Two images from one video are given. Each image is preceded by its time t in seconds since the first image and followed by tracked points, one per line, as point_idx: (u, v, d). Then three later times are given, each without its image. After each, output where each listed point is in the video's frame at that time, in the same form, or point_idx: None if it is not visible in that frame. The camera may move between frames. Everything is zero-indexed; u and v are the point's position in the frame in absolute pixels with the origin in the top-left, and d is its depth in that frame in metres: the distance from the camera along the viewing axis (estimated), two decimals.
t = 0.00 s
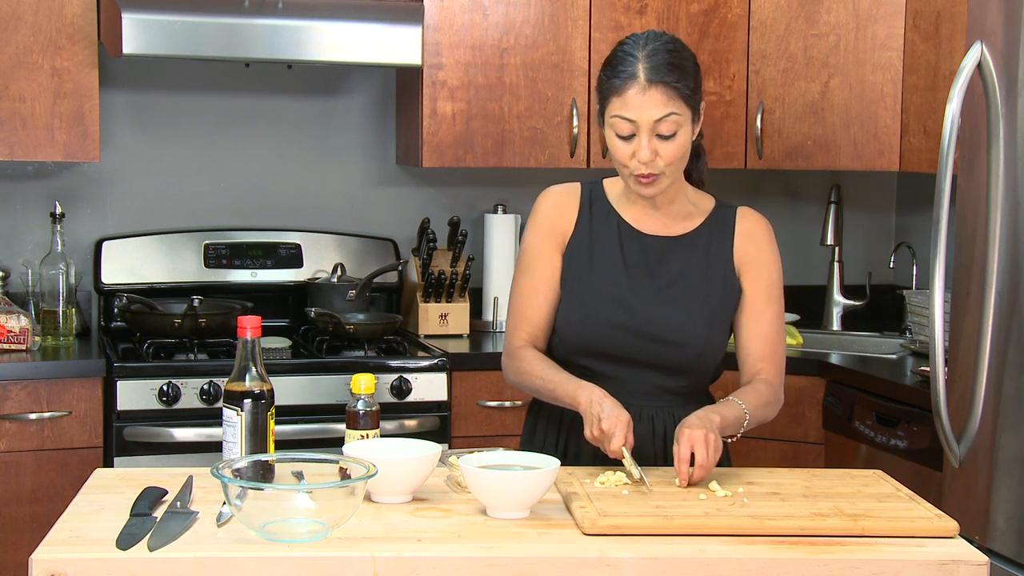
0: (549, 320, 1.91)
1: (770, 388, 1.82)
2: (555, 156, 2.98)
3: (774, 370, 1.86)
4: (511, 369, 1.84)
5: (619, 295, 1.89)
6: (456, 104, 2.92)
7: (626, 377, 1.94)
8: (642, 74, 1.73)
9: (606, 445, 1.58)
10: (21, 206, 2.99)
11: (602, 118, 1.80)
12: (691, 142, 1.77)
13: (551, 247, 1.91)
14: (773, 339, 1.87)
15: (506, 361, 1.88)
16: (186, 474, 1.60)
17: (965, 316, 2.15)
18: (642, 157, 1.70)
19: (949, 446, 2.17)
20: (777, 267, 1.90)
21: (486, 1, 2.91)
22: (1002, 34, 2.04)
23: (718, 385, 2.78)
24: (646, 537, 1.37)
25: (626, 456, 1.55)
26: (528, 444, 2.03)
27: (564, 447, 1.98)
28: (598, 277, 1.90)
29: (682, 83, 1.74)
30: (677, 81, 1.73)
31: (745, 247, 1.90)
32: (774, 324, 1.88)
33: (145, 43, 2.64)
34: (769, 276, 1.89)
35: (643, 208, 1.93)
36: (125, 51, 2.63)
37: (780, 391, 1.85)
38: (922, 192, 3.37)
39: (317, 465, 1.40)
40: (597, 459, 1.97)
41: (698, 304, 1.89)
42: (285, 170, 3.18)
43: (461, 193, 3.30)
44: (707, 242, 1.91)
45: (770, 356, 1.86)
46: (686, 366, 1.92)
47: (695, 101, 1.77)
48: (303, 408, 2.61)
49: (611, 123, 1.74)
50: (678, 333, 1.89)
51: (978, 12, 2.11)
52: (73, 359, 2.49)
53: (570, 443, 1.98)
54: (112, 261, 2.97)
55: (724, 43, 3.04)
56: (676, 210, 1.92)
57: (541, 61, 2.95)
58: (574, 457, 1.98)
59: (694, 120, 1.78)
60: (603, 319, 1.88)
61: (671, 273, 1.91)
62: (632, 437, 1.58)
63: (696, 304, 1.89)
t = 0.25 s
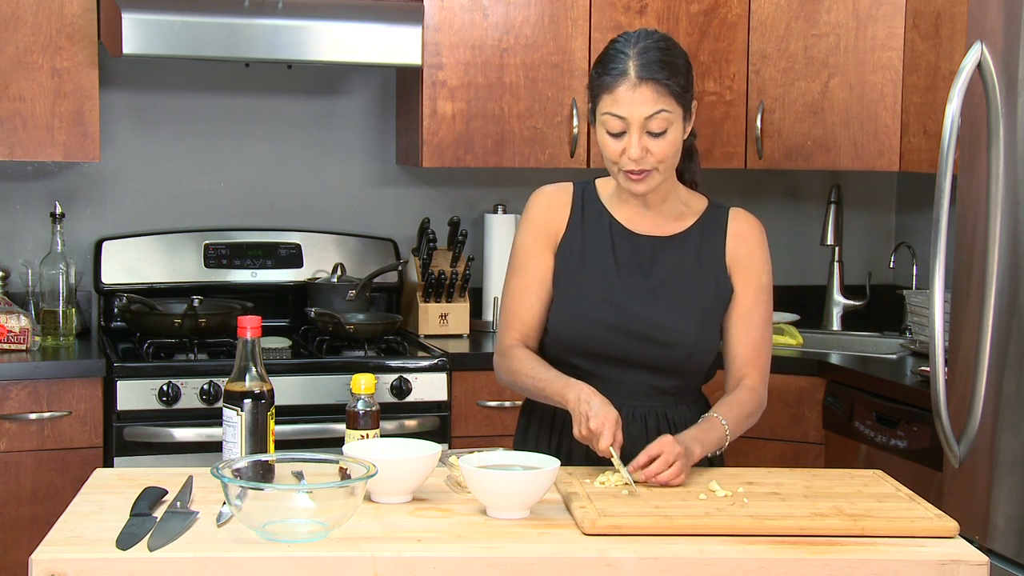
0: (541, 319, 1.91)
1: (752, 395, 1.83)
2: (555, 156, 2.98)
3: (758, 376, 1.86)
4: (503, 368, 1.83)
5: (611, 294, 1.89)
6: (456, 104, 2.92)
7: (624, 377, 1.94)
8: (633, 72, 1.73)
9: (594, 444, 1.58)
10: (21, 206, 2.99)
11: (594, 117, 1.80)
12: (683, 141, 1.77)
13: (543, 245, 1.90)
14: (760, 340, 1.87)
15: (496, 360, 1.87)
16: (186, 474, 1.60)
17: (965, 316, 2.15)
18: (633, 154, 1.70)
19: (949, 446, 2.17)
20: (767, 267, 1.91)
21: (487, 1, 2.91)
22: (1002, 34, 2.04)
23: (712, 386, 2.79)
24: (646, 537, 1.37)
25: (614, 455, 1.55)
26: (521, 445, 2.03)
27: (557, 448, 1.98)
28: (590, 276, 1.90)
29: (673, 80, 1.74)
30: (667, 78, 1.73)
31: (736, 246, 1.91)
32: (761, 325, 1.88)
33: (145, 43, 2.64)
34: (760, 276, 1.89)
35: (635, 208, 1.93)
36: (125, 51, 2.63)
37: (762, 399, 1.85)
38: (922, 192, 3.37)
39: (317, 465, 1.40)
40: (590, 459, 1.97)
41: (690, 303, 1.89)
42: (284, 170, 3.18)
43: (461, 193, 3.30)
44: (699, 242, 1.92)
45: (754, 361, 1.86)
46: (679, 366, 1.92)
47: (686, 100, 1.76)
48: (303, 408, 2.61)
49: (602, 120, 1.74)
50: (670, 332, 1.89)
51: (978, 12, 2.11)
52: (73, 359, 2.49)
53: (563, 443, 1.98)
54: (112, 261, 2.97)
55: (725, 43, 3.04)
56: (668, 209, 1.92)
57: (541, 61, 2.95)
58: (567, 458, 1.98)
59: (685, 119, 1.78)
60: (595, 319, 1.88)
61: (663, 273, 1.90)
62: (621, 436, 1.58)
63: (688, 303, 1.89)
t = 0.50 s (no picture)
0: (540, 319, 1.91)
1: (751, 395, 1.83)
2: (555, 156, 2.98)
3: (757, 375, 1.86)
4: (501, 368, 1.83)
5: (611, 294, 1.89)
6: (456, 104, 2.92)
7: (624, 377, 1.94)
8: (632, 72, 1.73)
9: (594, 443, 1.58)
10: (21, 206, 2.99)
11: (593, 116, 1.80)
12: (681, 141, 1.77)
13: (541, 245, 1.90)
14: (758, 341, 1.88)
15: (494, 360, 1.87)
16: (186, 474, 1.60)
17: (965, 317, 2.15)
18: (631, 153, 1.70)
19: (949, 446, 2.17)
20: (766, 268, 1.91)
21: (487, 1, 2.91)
22: (1002, 34, 2.04)
23: (709, 386, 2.79)
24: (646, 537, 1.37)
25: (613, 455, 1.55)
26: (519, 445, 2.03)
27: (555, 448, 1.98)
28: (589, 277, 1.90)
29: (672, 80, 1.74)
30: (666, 78, 1.73)
31: (735, 247, 1.91)
32: (759, 326, 1.89)
33: (145, 43, 2.64)
34: (758, 278, 1.90)
35: (634, 208, 1.93)
36: (125, 51, 2.63)
37: (762, 399, 1.85)
38: (922, 192, 3.37)
39: (317, 465, 1.40)
40: (587, 459, 1.96)
41: (689, 303, 1.89)
42: (284, 170, 3.18)
43: (461, 193, 3.30)
44: (698, 242, 1.92)
45: (753, 362, 1.87)
46: (678, 366, 1.92)
47: (685, 101, 1.76)
48: (303, 408, 2.61)
49: (601, 120, 1.74)
50: (669, 333, 1.89)
51: (978, 12, 2.11)
52: (73, 359, 2.49)
53: (560, 443, 1.98)
54: (112, 261, 2.97)
55: (724, 43, 3.04)
56: (667, 209, 1.92)
57: (541, 61, 2.95)
58: (564, 458, 1.97)
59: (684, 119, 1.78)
60: (594, 319, 1.88)
61: (663, 273, 1.91)
62: (620, 435, 1.58)
63: (687, 303, 1.89)
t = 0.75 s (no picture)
0: (539, 318, 1.91)
1: (751, 394, 1.83)
2: (555, 156, 2.98)
3: (756, 375, 1.87)
4: (500, 366, 1.83)
5: (611, 294, 1.89)
6: (456, 104, 2.92)
7: (624, 377, 1.94)
8: (636, 70, 1.73)
9: (591, 440, 1.59)
10: (21, 206, 2.99)
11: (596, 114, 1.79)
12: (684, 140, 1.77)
13: (541, 244, 1.90)
14: (758, 340, 1.88)
15: (493, 358, 1.87)
16: (186, 474, 1.60)
17: (965, 317, 2.15)
18: (633, 152, 1.70)
19: (949, 446, 2.17)
20: (765, 269, 1.91)
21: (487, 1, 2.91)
22: (1002, 34, 2.04)
23: (709, 386, 2.79)
24: (646, 537, 1.37)
25: (610, 453, 1.56)
26: (518, 445, 2.03)
27: (554, 448, 1.98)
28: (589, 276, 1.90)
29: (676, 79, 1.74)
30: (670, 77, 1.73)
31: (736, 248, 1.91)
32: (758, 326, 1.89)
33: (145, 43, 2.64)
34: (757, 279, 1.90)
35: (635, 208, 1.93)
36: (125, 51, 2.63)
37: (761, 398, 1.85)
38: (922, 192, 3.37)
39: (317, 465, 1.40)
40: (586, 459, 1.96)
41: (690, 303, 1.89)
42: (284, 170, 3.18)
43: (461, 193, 3.30)
44: (699, 242, 1.92)
45: (752, 361, 1.87)
46: (678, 366, 1.92)
47: (688, 100, 1.76)
48: (303, 408, 2.61)
49: (604, 118, 1.74)
50: (670, 333, 1.89)
51: (978, 11, 2.11)
52: (73, 359, 2.49)
53: (560, 443, 1.98)
54: (112, 261, 2.97)
55: (724, 43, 3.04)
56: (668, 210, 1.92)
57: (541, 61, 2.95)
58: (564, 458, 1.97)
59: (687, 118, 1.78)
60: (594, 319, 1.88)
61: (664, 273, 1.90)
62: (617, 434, 1.58)
63: (688, 303, 1.89)
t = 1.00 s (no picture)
0: (541, 318, 1.90)
1: (744, 395, 1.82)
2: (555, 156, 2.98)
3: (752, 376, 1.86)
4: (500, 365, 1.83)
5: (613, 294, 1.89)
6: (456, 104, 2.92)
7: (624, 377, 1.94)
8: (639, 69, 1.73)
9: (590, 439, 1.58)
10: (21, 206, 2.99)
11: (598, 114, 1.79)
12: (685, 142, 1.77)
13: (544, 244, 1.90)
14: (756, 340, 1.88)
15: (494, 358, 1.86)
16: (186, 474, 1.60)
17: (965, 318, 2.15)
18: (636, 150, 1.69)
19: (949, 446, 2.17)
20: (766, 269, 1.91)
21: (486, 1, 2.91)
22: (1002, 34, 2.04)
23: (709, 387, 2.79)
24: (646, 537, 1.37)
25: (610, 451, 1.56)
26: (519, 445, 2.03)
27: (555, 447, 1.98)
28: (590, 276, 1.90)
29: (679, 80, 1.74)
30: (673, 77, 1.74)
31: (737, 247, 1.91)
32: (757, 325, 1.89)
33: (145, 43, 2.64)
34: (758, 279, 1.90)
35: (637, 207, 1.93)
36: (125, 51, 2.63)
37: (756, 400, 1.84)
38: (922, 192, 3.37)
39: (317, 465, 1.40)
40: (587, 459, 1.97)
41: (691, 303, 1.89)
42: (285, 170, 3.18)
43: (461, 193, 3.30)
44: (700, 242, 1.92)
45: (749, 361, 1.87)
46: (679, 366, 1.92)
47: (691, 101, 1.77)
48: (303, 408, 2.61)
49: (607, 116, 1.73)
50: (671, 333, 1.89)
51: (978, 11, 2.11)
52: (73, 359, 2.49)
53: (561, 443, 1.98)
54: (113, 261, 2.97)
55: (724, 43, 3.04)
56: (670, 210, 1.92)
57: (541, 61, 2.95)
58: (565, 457, 1.97)
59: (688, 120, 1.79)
60: (596, 318, 1.88)
61: (665, 272, 1.91)
62: (617, 433, 1.58)
63: (689, 303, 1.89)
